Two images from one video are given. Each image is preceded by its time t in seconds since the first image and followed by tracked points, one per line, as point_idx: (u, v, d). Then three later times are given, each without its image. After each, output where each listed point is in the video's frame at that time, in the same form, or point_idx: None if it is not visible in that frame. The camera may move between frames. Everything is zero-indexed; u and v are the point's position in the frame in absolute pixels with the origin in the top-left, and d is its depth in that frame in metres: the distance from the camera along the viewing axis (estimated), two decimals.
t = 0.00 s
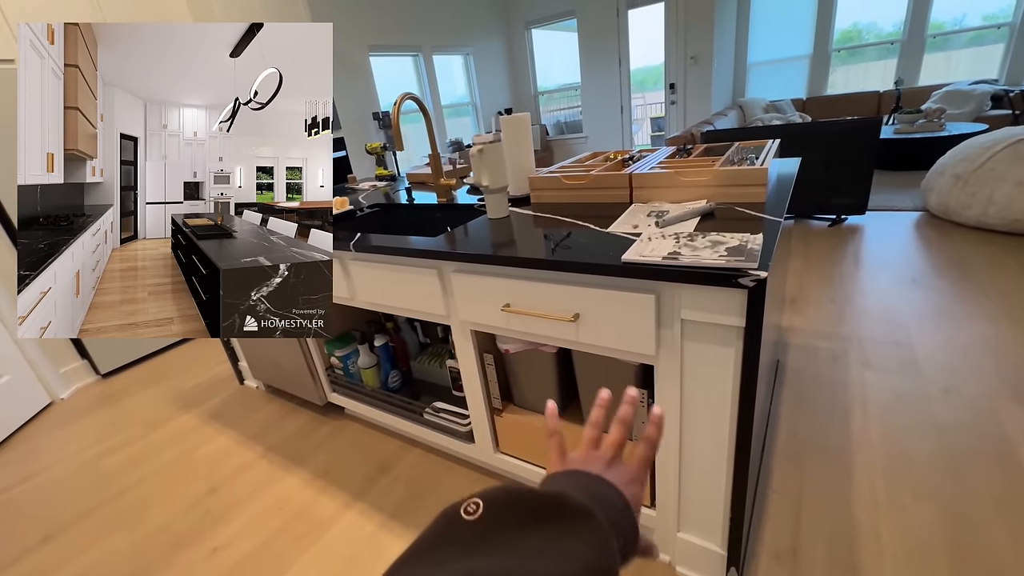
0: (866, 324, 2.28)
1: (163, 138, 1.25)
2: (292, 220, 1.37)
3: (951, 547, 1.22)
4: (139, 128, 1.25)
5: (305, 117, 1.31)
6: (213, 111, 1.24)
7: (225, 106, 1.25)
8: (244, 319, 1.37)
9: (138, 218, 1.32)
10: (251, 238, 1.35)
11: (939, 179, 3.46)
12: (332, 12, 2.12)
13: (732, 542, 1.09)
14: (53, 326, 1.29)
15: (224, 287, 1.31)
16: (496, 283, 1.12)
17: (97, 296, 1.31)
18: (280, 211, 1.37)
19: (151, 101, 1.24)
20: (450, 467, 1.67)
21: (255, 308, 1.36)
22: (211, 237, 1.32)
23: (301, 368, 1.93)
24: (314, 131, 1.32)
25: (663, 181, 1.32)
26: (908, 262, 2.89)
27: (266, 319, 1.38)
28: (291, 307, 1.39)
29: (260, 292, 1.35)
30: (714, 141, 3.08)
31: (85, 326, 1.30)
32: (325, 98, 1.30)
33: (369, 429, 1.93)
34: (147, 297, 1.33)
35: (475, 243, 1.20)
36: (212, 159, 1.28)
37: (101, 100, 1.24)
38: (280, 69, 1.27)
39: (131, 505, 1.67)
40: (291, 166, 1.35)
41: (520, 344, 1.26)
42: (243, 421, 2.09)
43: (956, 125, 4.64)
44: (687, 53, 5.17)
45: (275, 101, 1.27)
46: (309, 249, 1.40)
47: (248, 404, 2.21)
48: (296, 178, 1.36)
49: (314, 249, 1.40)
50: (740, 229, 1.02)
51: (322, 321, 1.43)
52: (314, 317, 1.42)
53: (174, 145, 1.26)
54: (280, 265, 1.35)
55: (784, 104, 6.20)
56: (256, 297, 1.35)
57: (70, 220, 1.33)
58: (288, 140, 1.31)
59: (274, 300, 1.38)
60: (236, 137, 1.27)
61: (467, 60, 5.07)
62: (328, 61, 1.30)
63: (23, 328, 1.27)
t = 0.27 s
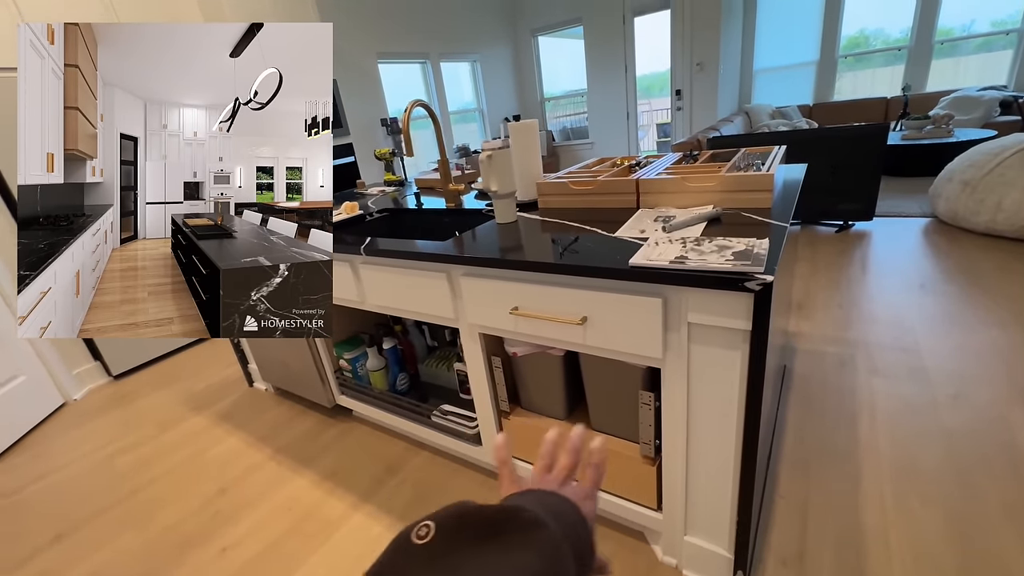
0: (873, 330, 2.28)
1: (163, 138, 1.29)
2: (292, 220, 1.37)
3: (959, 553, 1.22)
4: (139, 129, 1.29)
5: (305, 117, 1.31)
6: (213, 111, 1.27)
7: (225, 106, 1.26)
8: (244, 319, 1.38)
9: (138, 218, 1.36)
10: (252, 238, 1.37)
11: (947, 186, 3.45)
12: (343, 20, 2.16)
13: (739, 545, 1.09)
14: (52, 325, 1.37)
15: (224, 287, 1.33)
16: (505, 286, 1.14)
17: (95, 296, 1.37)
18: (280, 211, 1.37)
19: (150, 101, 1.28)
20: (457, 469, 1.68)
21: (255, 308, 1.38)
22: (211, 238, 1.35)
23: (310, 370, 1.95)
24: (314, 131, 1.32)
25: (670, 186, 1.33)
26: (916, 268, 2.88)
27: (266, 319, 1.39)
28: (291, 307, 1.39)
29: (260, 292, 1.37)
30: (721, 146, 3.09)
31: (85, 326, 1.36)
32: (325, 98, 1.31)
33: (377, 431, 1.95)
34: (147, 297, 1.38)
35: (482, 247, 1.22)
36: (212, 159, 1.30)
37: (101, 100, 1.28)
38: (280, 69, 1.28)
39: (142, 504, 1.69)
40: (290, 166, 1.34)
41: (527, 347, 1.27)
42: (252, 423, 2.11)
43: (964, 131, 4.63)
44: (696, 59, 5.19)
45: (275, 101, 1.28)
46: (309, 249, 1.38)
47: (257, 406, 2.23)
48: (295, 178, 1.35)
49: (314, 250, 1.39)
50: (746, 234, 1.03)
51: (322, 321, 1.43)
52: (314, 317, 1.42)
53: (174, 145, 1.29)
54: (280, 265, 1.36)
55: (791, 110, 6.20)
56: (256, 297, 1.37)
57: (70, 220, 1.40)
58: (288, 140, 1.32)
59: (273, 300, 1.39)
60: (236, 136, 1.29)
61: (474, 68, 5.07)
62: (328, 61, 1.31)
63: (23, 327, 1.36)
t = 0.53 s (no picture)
0: (892, 336, 2.24)
1: (163, 138, 1.32)
2: (293, 220, 1.47)
3: (985, 564, 1.19)
4: (139, 129, 1.31)
5: (305, 118, 1.40)
6: (213, 112, 1.31)
7: (225, 106, 1.32)
8: (244, 319, 1.45)
9: (138, 218, 1.38)
10: (252, 238, 1.43)
11: (968, 190, 3.40)
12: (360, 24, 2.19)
13: (755, 552, 1.08)
14: (52, 325, 1.35)
15: (225, 287, 1.39)
16: (521, 289, 1.14)
17: (96, 296, 1.37)
18: (280, 211, 1.46)
19: (151, 102, 1.31)
20: (470, 472, 1.69)
21: (255, 308, 1.45)
22: (211, 237, 1.39)
23: (326, 372, 1.98)
24: (314, 132, 1.41)
25: (686, 191, 1.33)
26: (936, 274, 2.83)
27: (266, 319, 1.47)
28: (291, 307, 1.50)
29: (260, 292, 1.44)
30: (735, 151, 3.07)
31: (85, 326, 1.36)
32: (324, 98, 1.40)
33: (391, 433, 1.96)
34: (148, 298, 1.41)
35: (498, 250, 1.23)
36: (212, 159, 1.35)
37: (101, 100, 1.29)
38: (280, 69, 1.35)
39: (161, 502, 1.72)
40: (290, 165, 1.43)
41: (542, 350, 1.28)
42: (269, 423, 2.13)
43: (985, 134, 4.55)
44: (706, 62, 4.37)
45: (275, 101, 1.36)
46: (309, 248, 1.49)
47: (273, 407, 2.26)
48: (295, 178, 1.44)
49: (314, 249, 1.49)
50: (763, 238, 1.03)
51: (319, 320, 1.56)
52: (312, 316, 1.54)
53: (174, 145, 1.33)
54: (280, 265, 1.44)
55: (806, 114, 6.14)
56: (257, 297, 1.44)
57: (70, 220, 1.33)
58: (288, 140, 1.40)
59: (272, 300, 1.47)
60: (237, 139, 1.35)
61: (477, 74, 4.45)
62: (325, 63, 1.38)
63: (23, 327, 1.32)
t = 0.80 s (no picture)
0: (908, 347, 2.22)
1: (162, 138, 1.35)
2: (293, 220, 1.50)
3: None
4: (139, 129, 1.34)
5: (305, 118, 1.45)
6: (213, 111, 1.35)
7: (225, 106, 1.36)
8: (244, 319, 1.47)
9: (138, 218, 1.42)
10: (251, 238, 1.46)
11: (986, 200, 3.36)
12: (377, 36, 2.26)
13: (771, 564, 1.07)
14: (52, 325, 1.41)
15: (224, 287, 1.42)
16: (535, 298, 1.16)
17: (95, 296, 1.40)
18: (280, 211, 1.49)
19: (151, 102, 1.34)
20: (483, 479, 1.69)
21: (255, 307, 1.47)
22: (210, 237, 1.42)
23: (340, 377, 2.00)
24: (313, 132, 1.46)
25: (700, 201, 1.34)
26: (954, 284, 2.80)
27: (266, 319, 1.48)
28: (291, 307, 1.50)
29: (259, 292, 1.46)
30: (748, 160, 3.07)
31: (85, 326, 1.40)
32: (323, 98, 1.45)
33: (404, 440, 1.98)
34: (148, 298, 1.45)
35: (512, 259, 1.24)
36: (212, 160, 1.39)
37: (101, 100, 1.34)
38: (280, 69, 1.40)
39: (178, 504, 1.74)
40: (290, 166, 1.47)
41: (556, 357, 1.29)
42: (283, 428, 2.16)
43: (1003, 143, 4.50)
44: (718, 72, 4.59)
45: (275, 101, 1.40)
46: (309, 247, 1.49)
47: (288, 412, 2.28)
48: (295, 178, 1.48)
49: (314, 249, 1.50)
50: (779, 248, 1.03)
51: (319, 320, 1.54)
52: (312, 317, 1.53)
53: (174, 145, 1.36)
54: (279, 265, 1.46)
55: (819, 123, 6.11)
56: (257, 297, 1.46)
57: (70, 220, 1.37)
58: (288, 141, 1.44)
59: (272, 300, 1.49)
60: (236, 139, 1.38)
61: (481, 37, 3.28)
62: (321, 65, 1.44)
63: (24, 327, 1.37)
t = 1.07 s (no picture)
0: (919, 355, 2.20)
1: (162, 138, 1.31)
2: (294, 221, 1.50)
3: None
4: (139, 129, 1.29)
5: (306, 117, 1.43)
6: (213, 112, 1.31)
7: (225, 106, 1.32)
8: (244, 319, 1.45)
9: (138, 218, 1.38)
10: (251, 238, 1.45)
11: (998, 207, 3.33)
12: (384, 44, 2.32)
13: (780, 570, 1.07)
14: (52, 325, 1.33)
15: (224, 287, 1.41)
16: (545, 301, 1.17)
17: (95, 296, 1.36)
18: (280, 211, 1.48)
19: (151, 102, 1.30)
20: (490, 483, 1.69)
21: (255, 308, 1.46)
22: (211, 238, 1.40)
23: (349, 379, 2.01)
24: (313, 131, 1.44)
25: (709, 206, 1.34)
26: (966, 291, 2.77)
27: (266, 319, 1.48)
28: (291, 307, 1.54)
29: (260, 292, 1.46)
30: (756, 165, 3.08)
31: (85, 326, 1.34)
32: (324, 99, 1.44)
33: (412, 442, 1.98)
34: (148, 297, 1.41)
35: (522, 263, 1.25)
36: (213, 159, 1.36)
37: (101, 101, 1.29)
38: (280, 69, 1.38)
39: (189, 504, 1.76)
40: (291, 166, 1.45)
41: (565, 361, 1.30)
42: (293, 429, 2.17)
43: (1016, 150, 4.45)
44: (726, 78, 4.91)
45: (275, 101, 1.37)
46: (309, 248, 1.56)
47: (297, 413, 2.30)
48: (296, 177, 1.47)
49: (314, 249, 1.57)
50: (789, 254, 1.03)
51: (319, 320, 1.60)
52: (312, 316, 1.59)
53: (174, 145, 1.33)
54: (279, 266, 1.49)
55: (828, 128, 6.09)
56: (257, 297, 1.46)
57: (69, 219, 1.33)
58: (289, 141, 1.41)
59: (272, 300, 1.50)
60: (237, 140, 1.35)
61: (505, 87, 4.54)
62: (321, 65, 1.43)
63: (23, 327, 1.30)
